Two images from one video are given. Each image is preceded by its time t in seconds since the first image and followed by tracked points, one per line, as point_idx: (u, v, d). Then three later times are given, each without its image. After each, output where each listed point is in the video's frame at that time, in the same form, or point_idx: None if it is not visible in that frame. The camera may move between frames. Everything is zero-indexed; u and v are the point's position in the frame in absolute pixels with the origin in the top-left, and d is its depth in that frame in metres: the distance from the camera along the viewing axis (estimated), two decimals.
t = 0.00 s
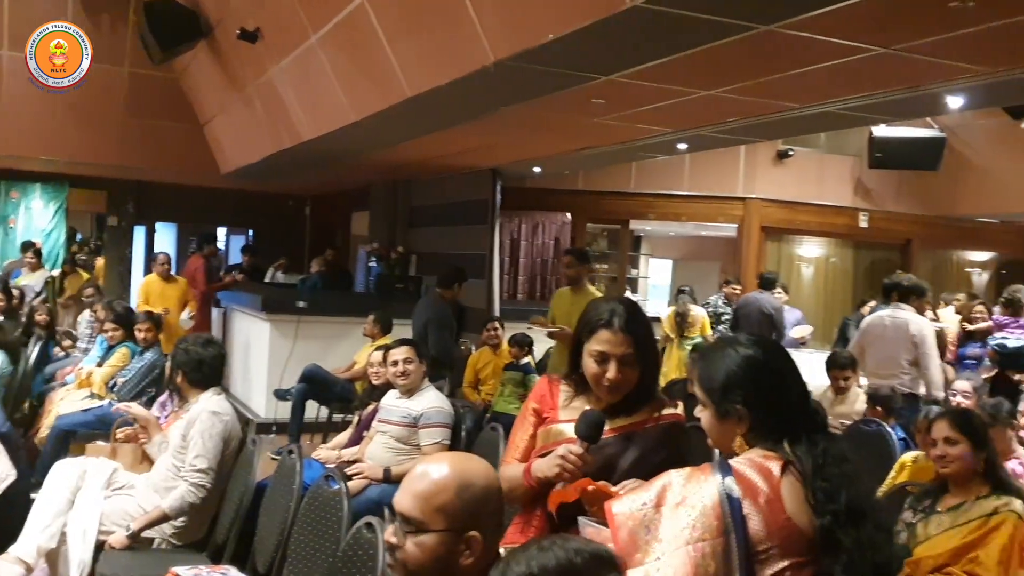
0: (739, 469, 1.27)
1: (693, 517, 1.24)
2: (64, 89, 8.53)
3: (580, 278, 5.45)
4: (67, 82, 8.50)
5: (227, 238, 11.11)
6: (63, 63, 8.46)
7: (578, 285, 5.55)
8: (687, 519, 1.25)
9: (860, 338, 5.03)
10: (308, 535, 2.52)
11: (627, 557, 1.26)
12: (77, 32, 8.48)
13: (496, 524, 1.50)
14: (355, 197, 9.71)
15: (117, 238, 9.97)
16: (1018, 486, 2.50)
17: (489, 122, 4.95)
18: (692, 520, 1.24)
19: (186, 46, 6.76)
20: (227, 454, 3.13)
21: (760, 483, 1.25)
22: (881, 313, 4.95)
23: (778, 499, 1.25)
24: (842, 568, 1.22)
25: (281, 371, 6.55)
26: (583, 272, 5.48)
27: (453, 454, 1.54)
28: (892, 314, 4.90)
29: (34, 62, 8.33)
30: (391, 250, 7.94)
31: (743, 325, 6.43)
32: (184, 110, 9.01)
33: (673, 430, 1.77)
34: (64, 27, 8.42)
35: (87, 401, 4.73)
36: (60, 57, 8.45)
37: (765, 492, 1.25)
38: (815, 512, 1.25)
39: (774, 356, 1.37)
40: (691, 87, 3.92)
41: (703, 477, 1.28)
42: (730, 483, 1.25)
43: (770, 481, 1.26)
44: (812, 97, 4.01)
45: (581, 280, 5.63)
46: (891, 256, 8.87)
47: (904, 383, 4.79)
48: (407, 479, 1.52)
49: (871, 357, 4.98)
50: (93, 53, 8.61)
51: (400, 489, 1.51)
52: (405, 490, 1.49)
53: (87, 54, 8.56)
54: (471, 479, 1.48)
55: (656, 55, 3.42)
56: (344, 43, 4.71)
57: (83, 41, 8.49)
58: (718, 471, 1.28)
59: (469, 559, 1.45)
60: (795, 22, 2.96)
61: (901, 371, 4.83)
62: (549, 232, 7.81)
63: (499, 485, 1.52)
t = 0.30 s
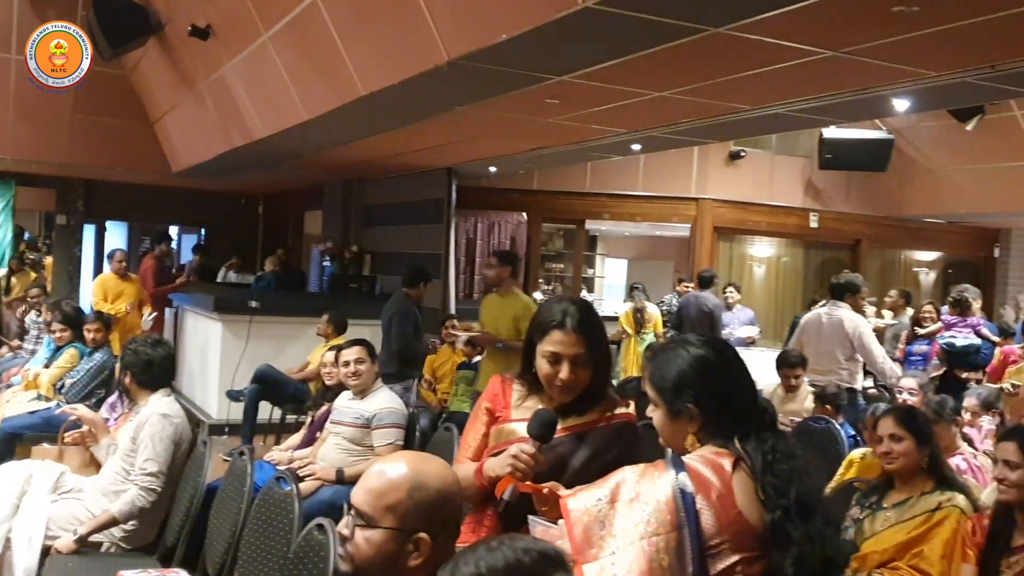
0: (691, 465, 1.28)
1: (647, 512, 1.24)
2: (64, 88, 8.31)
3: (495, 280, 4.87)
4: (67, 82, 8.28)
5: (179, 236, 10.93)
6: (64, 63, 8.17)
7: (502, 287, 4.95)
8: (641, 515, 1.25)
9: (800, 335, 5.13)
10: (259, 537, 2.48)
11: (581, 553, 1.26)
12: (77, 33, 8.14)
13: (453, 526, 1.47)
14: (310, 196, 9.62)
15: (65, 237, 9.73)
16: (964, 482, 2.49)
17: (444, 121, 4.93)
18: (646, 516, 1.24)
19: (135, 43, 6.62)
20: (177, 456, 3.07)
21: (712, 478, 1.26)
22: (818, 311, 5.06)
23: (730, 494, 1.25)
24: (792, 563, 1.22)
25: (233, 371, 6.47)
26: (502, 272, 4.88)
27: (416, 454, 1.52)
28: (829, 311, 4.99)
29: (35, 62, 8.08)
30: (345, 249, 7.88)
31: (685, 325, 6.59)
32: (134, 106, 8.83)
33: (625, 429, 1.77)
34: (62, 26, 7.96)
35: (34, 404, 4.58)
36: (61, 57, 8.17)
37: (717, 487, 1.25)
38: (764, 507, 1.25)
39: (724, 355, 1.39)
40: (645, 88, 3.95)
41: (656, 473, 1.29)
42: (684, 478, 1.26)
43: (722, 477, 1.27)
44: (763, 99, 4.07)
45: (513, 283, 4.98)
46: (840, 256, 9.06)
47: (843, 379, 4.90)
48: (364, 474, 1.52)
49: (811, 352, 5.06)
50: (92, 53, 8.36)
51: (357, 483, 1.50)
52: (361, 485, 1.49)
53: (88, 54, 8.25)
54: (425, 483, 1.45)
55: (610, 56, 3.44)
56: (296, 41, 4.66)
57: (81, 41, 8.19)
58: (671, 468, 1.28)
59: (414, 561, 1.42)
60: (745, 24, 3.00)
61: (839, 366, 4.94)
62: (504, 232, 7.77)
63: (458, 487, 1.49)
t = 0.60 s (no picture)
0: (663, 460, 1.28)
1: (620, 506, 1.25)
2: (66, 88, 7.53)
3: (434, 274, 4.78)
4: (66, 82, 7.51)
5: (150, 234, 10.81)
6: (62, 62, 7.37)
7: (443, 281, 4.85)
8: (615, 511, 1.25)
9: (775, 330, 5.18)
10: (230, 536, 2.46)
11: (552, 549, 1.26)
12: (78, 32, 6.88)
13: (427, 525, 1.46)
14: (282, 194, 9.55)
15: (34, 235, 9.57)
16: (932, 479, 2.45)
17: (418, 118, 4.92)
18: (620, 512, 1.24)
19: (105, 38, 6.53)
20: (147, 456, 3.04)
21: (684, 472, 1.27)
22: (794, 309, 5.09)
23: (701, 488, 1.26)
24: (763, 556, 1.22)
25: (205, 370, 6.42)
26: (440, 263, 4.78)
27: (392, 450, 1.52)
28: (806, 309, 5.03)
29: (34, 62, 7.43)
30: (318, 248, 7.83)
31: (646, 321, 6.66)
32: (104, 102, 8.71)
33: (596, 427, 1.78)
34: (63, 25, 6.83)
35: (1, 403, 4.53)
36: (61, 58, 7.22)
37: (688, 481, 1.26)
38: (735, 502, 1.26)
39: (696, 352, 1.40)
40: (617, 86, 3.97)
41: (628, 467, 1.29)
42: (656, 473, 1.26)
43: (693, 472, 1.27)
44: (735, 98, 4.11)
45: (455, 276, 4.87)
46: (811, 254, 9.16)
47: (813, 376, 4.96)
48: (339, 470, 1.51)
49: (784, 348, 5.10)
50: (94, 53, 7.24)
51: (330, 479, 1.49)
52: (334, 481, 1.48)
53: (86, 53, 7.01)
54: (398, 480, 1.44)
55: (582, 53, 3.45)
56: (269, 37, 4.63)
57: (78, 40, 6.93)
58: (643, 462, 1.29)
59: (385, 559, 1.41)
60: (716, 23, 3.02)
61: (810, 363, 4.98)
62: (478, 230, 7.85)
63: (433, 486, 1.48)
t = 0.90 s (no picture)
0: (645, 458, 1.29)
1: (602, 504, 1.26)
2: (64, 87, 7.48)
3: (378, 275, 4.54)
4: (66, 82, 7.40)
5: (132, 232, 10.74)
6: (64, 63, 7.22)
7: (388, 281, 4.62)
8: (596, 510, 1.26)
9: (761, 327, 5.19)
10: (213, 537, 2.46)
11: (535, 547, 1.27)
12: (77, 33, 6.80)
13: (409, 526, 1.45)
14: (266, 192, 9.52)
15: (14, 234, 9.48)
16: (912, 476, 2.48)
17: (402, 117, 4.92)
18: (601, 511, 1.25)
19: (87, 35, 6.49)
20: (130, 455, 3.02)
21: (666, 470, 1.28)
22: (785, 308, 5.13)
23: (683, 485, 1.27)
24: (745, 552, 1.24)
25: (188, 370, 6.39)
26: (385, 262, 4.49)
27: (373, 452, 1.50)
28: (796, 310, 5.07)
29: (33, 62, 7.33)
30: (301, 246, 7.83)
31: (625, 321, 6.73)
32: (85, 100, 8.65)
33: (579, 424, 1.78)
34: (63, 26, 6.75)
35: None
36: (60, 57, 7.19)
37: (670, 478, 1.27)
38: (716, 499, 1.27)
39: (678, 349, 1.41)
40: (601, 85, 3.98)
41: (611, 465, 1.30)
42: (638, 472, 1.27)
43: (675, 469, 1.28)
44: (718, 97, 4.13)
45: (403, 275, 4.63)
46: (794, 253, 9.22)
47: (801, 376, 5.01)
48: (318, 470, 1.51)
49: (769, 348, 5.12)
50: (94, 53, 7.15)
51: (311, 478, 1.50)
52: (314, 480, 1.48)
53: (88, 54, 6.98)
54: (371, 482, 1.43)
55: (567, 52, 3.46)
56: (252, 35, 4.62)
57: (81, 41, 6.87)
58: (625, 461, 1.30)
59: (358, 562, 1.41)
60: (700, 22, 3.04)
61: (799, 363, 5.01)
62: (463, 229, 7.92)
63: (412, 490, 1.46)
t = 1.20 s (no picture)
0: (629, 457, 1.30)
1: (587, 503, 1.26)
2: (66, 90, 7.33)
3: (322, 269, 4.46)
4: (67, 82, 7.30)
5: (116, 232, 10.67)
6: (63, 63, 7.15)
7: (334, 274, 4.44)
8: (580, 510, 1.26)
9: (744, 325, 5.18)
10: (196, 538, 2.45)
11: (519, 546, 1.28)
12: (76, 32, 6.61)
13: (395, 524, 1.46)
14: (250, 192, 9.48)
15: None
16: (894, 473, 2.51)
17: (387, 117, 4.91)
18: (585, 510, 1.26)
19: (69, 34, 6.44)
20: (111, 456, 3.01)
21: (649, 469, 1.29)
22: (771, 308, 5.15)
23: (667, 484, 1.28)
24: (729, 551, 1.24)
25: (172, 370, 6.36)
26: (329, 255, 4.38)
27: (358, 453, 1.50)
28: (783, 310, 5.11)
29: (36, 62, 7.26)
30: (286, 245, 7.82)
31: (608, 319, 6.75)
32: (68, 99, 8.58)
33: (563, 422, 1.79)
34: (62, 27, 6.59)
35: None
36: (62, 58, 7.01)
37: (654, 477, 1.28)
38: (701, 497, 1.28)
39: (663, 349, 1.42)
40: (586, 84, 3.99)
41: (595, 465, 1.31)
42: (622, 471, 1.28)
43: (659, 468, 1.29)
44: (702, 97, 4.15)
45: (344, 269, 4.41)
46: (778, 252, 9.28)
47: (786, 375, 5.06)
48: (301, 469, 1.51)
49: (755, 347, 5.11)
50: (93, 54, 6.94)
51: (294, 478, 1.50)
52: (297, 480, 1.49)
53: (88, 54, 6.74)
54: (350, 483, 1.43)
55: (552, 52, 3.46)
56: (236, 34, 4.60)
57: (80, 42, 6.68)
58: (609, 460, 1.31)
59: (339, 562, 1.40)
60: (683, 22, 3.05)
61: (786, 362, 5.06)
62: (447, 228, 7.96)
63: (395, 492, 1.46)
